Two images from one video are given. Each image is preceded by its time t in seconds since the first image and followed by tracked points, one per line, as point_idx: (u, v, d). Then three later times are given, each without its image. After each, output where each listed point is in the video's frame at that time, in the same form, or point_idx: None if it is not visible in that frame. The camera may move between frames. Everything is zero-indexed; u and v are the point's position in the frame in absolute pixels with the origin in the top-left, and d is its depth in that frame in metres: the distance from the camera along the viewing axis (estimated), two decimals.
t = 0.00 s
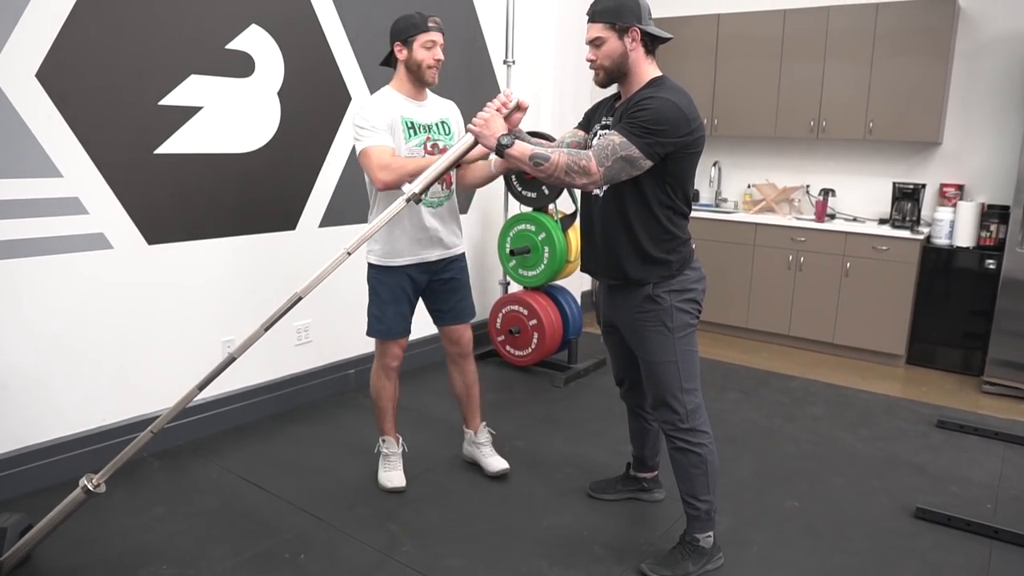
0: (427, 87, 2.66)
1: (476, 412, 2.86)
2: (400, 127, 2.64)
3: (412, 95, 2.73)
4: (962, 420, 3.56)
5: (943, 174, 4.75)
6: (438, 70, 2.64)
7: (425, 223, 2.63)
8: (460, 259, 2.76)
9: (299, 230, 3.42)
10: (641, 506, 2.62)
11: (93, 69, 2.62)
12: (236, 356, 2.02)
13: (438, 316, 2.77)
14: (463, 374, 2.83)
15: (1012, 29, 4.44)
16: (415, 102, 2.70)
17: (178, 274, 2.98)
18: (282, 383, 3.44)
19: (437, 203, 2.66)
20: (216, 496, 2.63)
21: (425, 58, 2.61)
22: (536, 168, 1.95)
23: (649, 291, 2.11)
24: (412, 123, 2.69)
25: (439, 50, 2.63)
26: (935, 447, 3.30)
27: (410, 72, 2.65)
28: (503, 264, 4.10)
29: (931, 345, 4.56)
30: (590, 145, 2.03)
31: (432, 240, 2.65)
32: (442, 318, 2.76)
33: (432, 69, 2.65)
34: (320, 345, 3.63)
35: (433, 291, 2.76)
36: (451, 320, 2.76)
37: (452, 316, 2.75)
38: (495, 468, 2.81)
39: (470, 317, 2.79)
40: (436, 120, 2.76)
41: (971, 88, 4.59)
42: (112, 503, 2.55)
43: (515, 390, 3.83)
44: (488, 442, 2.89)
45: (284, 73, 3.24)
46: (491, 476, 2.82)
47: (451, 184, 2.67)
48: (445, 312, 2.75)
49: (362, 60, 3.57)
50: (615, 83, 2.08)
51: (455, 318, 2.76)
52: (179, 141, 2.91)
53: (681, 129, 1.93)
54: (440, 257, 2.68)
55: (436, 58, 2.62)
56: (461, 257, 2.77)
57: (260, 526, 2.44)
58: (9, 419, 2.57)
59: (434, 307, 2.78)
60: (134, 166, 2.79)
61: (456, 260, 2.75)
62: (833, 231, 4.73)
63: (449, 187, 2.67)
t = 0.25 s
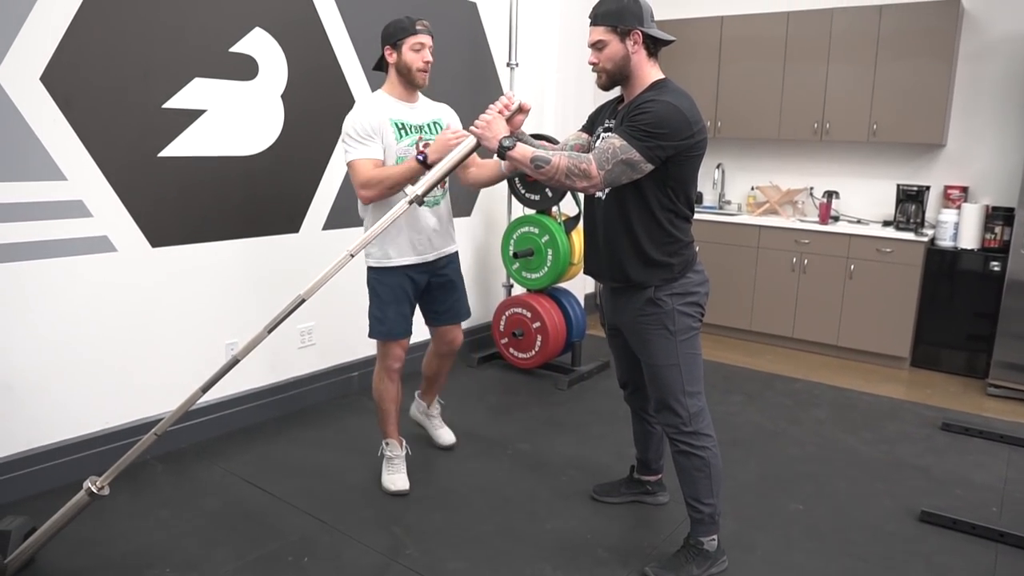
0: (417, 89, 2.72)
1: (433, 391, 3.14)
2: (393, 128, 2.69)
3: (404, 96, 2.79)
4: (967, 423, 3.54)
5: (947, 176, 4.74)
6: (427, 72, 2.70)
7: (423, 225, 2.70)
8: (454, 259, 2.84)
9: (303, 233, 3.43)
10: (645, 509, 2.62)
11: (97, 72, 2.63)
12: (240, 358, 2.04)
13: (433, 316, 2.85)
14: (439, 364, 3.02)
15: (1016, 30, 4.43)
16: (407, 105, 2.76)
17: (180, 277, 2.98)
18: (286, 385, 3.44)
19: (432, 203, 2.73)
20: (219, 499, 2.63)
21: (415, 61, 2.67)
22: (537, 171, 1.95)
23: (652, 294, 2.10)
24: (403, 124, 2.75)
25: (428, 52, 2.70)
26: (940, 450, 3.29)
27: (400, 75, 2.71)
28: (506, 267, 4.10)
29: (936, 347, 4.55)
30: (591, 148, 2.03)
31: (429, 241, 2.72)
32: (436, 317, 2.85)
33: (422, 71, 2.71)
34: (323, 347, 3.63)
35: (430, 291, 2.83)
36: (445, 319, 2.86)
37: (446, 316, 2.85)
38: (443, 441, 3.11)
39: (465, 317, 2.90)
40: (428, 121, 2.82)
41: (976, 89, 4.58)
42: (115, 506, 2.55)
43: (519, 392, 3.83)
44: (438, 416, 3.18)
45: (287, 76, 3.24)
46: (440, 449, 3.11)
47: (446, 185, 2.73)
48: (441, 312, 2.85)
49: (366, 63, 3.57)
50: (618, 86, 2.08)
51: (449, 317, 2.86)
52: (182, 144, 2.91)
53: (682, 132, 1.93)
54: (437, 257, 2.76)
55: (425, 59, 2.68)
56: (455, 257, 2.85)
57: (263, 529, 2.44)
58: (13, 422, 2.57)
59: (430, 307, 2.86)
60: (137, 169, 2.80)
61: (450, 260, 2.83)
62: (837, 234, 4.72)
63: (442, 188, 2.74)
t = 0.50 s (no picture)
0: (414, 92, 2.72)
1: (420, 390, 3.17)
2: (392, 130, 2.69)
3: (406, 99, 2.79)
4: (967, 422, 3.54)
5: (948, 174, 4.74)
6: (422, 73, 2.70)
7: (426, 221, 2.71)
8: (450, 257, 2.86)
9: (303, 232, 3.42)
10: (646, 508, 2.61)
11: (96, 71, 2.62)
12: (240, 358, 2.04)
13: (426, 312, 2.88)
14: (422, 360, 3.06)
15: (1016, 28, 4.42)
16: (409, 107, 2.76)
17: (180, 277, 2.98)
18: (286, 385, 3.44)
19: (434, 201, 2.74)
20: (219, 499, 2.63)
21: (408, 63, 2.67)
22: (537, 169, 1.95)
23: (652, 293, 2.10)
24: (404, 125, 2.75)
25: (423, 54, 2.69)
26: (941, 449, 3.28)
27: (398, 78, 2.72)
28: (507, 266, 4.10)
29: (936, 346, 4.55)
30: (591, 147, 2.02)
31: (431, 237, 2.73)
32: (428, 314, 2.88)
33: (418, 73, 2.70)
34: (323, 346, 3.62)
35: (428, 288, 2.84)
36: (438, 316, 2.89)
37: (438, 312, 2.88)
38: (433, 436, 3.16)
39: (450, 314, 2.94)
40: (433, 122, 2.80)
41: (976, 88, 4.58)
42: (115, 506, 2.55)
43: (519, 391, 3.82)
44: (425, 414, 3.21)
45: (287, 75, 3.24)
46: (433, 444, 3.15)
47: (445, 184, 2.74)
48: (431, 308, 2.87)
49: (366, 62, 3.57)
50: (618, 85, 2.08)
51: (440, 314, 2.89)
52: (182, 143, 2.91)
53: (682, 131, 1.92)
54: (437, 254, 2.77)
55: (418, 61, 2.67)
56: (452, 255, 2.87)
57: (264, 529, 2.44)
58: (12, 423, 2.57)
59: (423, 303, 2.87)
60: (137, 168, 2.79)
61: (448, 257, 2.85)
62: (837, 233, 4.72)
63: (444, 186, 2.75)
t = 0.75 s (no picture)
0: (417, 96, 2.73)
1: (414, 391, 3.18)
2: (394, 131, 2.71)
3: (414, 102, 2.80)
4: (967, 422, 3.54)
5: (948, 175, 4.74)
6: (424, 78, 2.71)
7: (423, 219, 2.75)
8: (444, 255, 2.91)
9: (303, 232, 3.41)
10: (647, 509, 2.61)
11: (97, 70, 2.61)
12: (241, 358, 2.04)
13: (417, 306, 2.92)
14: (414, 357, 3.09)
15: (1017, 29, 4.42)
16: (416, 111, 2.78)
17: (180, 276, 2.97)
18: (286, 385, 3.43)
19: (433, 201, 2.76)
20: (219, 499, 2.62)
21: (410, 67, 2.70)
22: (539, 170, 1.94)
23: (654, 294, 2.09)
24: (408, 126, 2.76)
25: (427, 59, 2.70)
26: (942, 450, 3.28)
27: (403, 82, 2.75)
28: (507, 266, 4.09)
29: (936, 346, 4.54)
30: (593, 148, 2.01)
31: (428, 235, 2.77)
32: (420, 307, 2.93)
33: (422, 78, 2.71)
34: (323, 346, 3.61)
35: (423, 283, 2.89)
36: (430, 310, 2.94)
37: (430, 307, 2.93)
38: (433, 437, 3.15)
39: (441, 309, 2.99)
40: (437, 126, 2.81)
41: (977, 88, 4.57)
42: (115, 506, 2.55)
43: (519, 392, 3.82)
44: (423, 416, 3.21)
45: (287, 74, 3.23)
46: (432, 445, 3.15)
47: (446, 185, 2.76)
48: (422, 301, 2.92)
49: (366, 62, 3.56)
50: (616, 86, 2.08)
51: (431, 308, 2.94)
52: (182, 143, 2.90)
53: (684, 133, 1.92)
54: (433, 252, 2.81)
55: (420, 66, 2.69)
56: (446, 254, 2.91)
57: (264, 530, 2.43)
58: (11, 424, 2.56)
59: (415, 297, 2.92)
60: (137, 167, 2.78)
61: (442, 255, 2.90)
62: (837, 233, 4.72)
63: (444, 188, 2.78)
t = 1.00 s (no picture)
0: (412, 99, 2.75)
1: (413, 395, 3.17)
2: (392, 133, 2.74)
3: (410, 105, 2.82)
4: (966, 428, 3.54)
5: (946, 181, 4.75)
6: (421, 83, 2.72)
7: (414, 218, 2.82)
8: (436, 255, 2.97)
9: (302, 235, 3.41)
10: (647, 515, 2.60)
11: (96, 73, 2.61)
12: (241, 363, 2.03)
13: (409, 303, 2.98)
14: (410, 359, 3.11)
15: (1014, 35, 4.44)
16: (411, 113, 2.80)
17: (179, 280, 2.96)
18: (285, 389, 3.42)
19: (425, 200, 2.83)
20: (218, 504, 2.61)
21: (408, 71, 2.71)
22: (541, 174, 1.94)
23: (655, 299, 2.09)
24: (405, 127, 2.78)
25: (424, 64, 2.71)
26: (941, 455, 3.28)
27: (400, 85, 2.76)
28: (506, 270, 4.09)
29: (934, 351, 4.55)
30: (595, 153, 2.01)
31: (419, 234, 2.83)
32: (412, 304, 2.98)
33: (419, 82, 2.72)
34: (322, 350, 3.60)
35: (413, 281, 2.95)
36: (421, 307, 2.99)
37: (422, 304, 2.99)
38: (431, 440, 3.14)
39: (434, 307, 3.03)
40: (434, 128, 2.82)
41: (975, 94, 4.59)
42: (113, 511, 2.53)
43: (519, 396, 3.81)
44: (423, 420, 3.19)
45: (287, 77, 3.22)
46: (430, 449, 3.14)
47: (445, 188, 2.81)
48: (414, 298, 2.97)
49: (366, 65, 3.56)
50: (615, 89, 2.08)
51: (424, 306, 2.99)
52: (181, 146, 2.89)
53: (687, 138, 1.92)
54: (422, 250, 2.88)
55: (417, 70, 2.70)
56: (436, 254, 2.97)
57: (263, 535, 2.42)
58: (9, 428, 2.54)
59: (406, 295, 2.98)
60: (136, 170, 2.77)
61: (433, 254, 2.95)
62: (836, 238, 4.72)
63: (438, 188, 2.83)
